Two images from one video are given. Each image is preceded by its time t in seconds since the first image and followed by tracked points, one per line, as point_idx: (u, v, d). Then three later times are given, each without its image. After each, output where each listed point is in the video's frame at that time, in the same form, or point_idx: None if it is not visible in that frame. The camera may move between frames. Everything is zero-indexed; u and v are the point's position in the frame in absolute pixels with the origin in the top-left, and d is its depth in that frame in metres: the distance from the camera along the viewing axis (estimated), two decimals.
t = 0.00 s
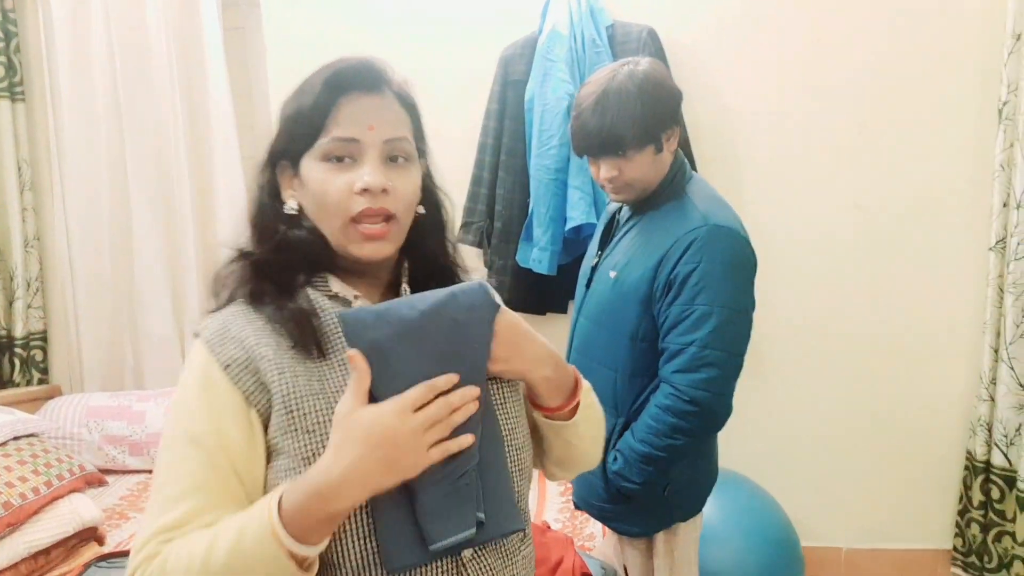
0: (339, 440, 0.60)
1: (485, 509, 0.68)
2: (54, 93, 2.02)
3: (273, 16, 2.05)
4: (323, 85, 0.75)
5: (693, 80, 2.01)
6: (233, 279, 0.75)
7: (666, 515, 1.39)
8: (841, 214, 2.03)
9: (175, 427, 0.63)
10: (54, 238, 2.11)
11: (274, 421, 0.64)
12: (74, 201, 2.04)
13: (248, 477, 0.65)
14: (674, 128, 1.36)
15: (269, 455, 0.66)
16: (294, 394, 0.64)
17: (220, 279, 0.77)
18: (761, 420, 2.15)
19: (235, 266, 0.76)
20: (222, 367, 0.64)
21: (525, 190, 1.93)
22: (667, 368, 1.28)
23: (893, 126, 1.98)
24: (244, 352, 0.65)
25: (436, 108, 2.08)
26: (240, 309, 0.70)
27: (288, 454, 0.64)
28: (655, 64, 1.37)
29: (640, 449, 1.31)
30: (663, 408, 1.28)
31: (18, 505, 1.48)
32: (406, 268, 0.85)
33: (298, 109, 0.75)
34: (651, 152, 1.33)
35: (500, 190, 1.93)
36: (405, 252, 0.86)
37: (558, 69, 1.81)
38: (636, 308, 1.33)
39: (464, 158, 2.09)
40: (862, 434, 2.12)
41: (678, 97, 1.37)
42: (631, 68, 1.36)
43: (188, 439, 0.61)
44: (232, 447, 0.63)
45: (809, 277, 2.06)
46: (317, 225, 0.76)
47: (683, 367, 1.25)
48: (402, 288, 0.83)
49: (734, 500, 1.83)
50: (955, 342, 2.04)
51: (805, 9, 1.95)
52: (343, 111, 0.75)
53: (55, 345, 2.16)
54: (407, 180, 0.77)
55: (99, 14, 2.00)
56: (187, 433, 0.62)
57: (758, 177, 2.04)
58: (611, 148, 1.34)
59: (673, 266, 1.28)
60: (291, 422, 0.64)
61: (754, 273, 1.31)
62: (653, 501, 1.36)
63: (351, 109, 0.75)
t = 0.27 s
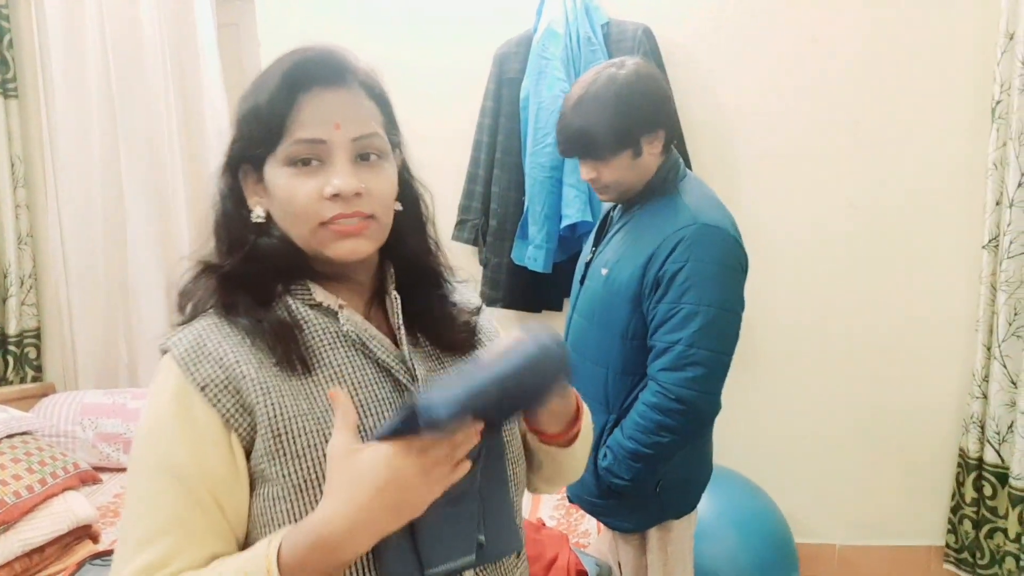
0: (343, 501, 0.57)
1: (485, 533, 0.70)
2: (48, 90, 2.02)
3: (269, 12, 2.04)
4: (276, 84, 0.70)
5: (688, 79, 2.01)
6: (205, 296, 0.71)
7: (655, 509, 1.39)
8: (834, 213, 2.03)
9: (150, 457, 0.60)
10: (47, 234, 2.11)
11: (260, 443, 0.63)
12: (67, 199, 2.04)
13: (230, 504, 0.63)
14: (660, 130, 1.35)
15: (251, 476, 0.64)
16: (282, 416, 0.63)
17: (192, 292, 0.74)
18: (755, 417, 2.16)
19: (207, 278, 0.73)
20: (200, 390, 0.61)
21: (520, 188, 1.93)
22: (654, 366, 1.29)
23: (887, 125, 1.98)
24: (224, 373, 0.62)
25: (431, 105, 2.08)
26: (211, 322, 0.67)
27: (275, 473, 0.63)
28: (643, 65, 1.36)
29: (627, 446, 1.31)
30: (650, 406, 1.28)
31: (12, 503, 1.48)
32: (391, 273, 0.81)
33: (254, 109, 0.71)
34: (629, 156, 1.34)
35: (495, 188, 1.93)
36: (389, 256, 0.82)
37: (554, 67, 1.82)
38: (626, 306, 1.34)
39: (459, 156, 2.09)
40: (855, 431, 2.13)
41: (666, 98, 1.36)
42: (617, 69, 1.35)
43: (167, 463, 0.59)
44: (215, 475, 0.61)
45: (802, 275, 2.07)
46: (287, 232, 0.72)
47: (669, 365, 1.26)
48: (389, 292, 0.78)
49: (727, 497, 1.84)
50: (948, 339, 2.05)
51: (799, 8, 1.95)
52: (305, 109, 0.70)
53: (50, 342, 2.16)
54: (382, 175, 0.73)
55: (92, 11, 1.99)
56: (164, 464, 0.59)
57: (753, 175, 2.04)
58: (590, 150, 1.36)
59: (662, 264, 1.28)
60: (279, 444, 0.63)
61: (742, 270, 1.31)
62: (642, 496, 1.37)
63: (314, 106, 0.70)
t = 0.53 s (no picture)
0: (364, 537, 0.54)
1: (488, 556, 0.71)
2: (44, 89, 2.01)
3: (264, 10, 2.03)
4: (257, 87, 0.67)
5: (684, 76, 2.02)
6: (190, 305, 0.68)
7: (653, 505, 1.39)
8: (831, 208, 2.04)
9: (143, 476, 0.59)
10: (44, 235, 2.11)
11: (258, 458, 0.63)
12: (63, 199, 2.03)
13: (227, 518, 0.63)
14: (638, 131, 1.35)
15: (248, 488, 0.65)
16: (280, 431, 0.63)
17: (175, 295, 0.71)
18: (752, 413, 2.17)
19: (192, 284, 0.70)
20: (193, 406, 0.61)
21: (517, 185, 1.93)
22: (638, 364, 1.30)
23: (883, 120, 1.99)
24: (219, 387, 0.62)
25: (427, 103, 2.08)
26: (202, 330, 0.66)
27: (274, 486, 0.63)
28: (622, 65, 1.36)
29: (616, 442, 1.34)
30: (635, 404, 1.30)
31: (11, 503, 1.48)
32: (388, 274, 0.81)
33: (233, 113, 0.67)
34: (603, 157, 1.37)
35: (493, 185, 1.94)
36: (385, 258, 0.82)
37: (551, 63, 1.82)
38: (615, 304, 1.35)
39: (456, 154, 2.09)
40: (853, 427, 2.14)
41: (650, 97, 1.35)
42: (595, 71, 1.36)
43: (161, 483, 0.59)
44: (211, 491, 0.61)
45: (800, 271, 2.07)
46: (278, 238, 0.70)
47: (651, 363, 1.28)
48: (388, 296, 0.79)
49: (726, 493, 1.84)
50: (945, 334, 2.05)
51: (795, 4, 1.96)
52: (292, 111, 0.67)
53: (47, 342, 2.16)
54: (376, 176, 0.72)
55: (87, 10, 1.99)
56: (159, 483, 0.59)
57: (750, 172, 2.04)
58: (562, 146, 1.40)
59: (646, 262, 1.29)
60: (278, 459, 0.63)
61: (731, 269, 1.31)
62: (635, 492, 1.38)
63: (300, 108, 0.68)
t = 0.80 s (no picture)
0: (426, 523, 0.55)
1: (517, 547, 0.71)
2: (39, 90, 2.01)
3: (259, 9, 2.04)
4: (327, 87, 0.62)
5: (680, 72, 2.01)
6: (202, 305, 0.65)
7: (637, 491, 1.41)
8: (828, 203, 2.04)
9: (177, 480, 0.56)
10: (40, 235, 2.10)
11: (284, 450, 0.61)
12: (59, 200, 2.03)
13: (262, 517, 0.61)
14: (630, 125, 1.36)
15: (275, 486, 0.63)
16: (304, 422, 0.62)
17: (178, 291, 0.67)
18: (751, 409, 2.16)
19: (199, 279, 0.66)
20: (214, 403, 0.59)
21: (514, 182, 1.93)
22: (628, 351, 1.32)
23: (880, 115, 1.99)
24: (238, 383, 0.60)
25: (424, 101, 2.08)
26: (208, 333, 0.64)
27: (302, 478, 0.62)
28: (618, 61, 1.37)
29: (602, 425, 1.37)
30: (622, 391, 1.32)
31: (11, 503, 1.47)
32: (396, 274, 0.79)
33: (291, 103, 0.62)
34: (597, 148, 1.41)
35: (490, 182, 1.93)
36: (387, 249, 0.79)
37: (546, 61, 1.82)
38: (609, 292, 1.36)
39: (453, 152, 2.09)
40: (851, 421, 2.14)
41: (648, 94, 1.35)
42: (590, 67, 1.38)
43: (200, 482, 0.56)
44: (246, 487, 0.59)
45: (797, 266, 2.08)
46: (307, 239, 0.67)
47: (640, 351, 1.30)
48: (393, 290, 0.76)
49: (726, 488, 1.85)
50: (941, 328, 2.06)
51: None
52: (368, 124, 0.63)
53: (44, 343, 2.16)
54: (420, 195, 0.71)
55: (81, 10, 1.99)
56: (196, 484, 0.56)
57: (746, 167, 2.04)
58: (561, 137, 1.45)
59: (640, 251, 1.31)
60: (304, 450, 0.62)
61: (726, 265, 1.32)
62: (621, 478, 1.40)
63: (384, 129, 0.64)
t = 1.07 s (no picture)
0: (457, 504, 0.58)
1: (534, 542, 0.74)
2: (40, 92, 2.01)
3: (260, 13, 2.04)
4: (348, 86, 0.66)
5: (681, 74, 2.01)
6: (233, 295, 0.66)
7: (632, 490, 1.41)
8: (829, 206, 2.04)
9: (214, 466, 0.57)
10: (41, 238, 2.10)
11: (313, 436, 0.63)
12: (60, 203, 2.03)
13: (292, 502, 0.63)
14: (615, 116, 1.42)
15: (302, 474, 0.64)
16: (333, 407, 0.64)
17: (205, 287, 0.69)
18: (752, 412, 2.16)
19: (226, 273, 0.68)
20: (247, 392, 0.61)
21: (515, 185, 1.93)
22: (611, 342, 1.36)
23: (881, 118, 1.99)
24: (268, 373, 0.62)
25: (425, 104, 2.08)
26: (234, 329, 0.65)
27: (329, 463, 0.64)
28: (615, 60, 1.43)
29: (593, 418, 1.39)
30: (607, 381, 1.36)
31: (11, 506, 1.47)
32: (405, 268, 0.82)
33: (313, 100, 0.66)
34: (588, 140, 1.47)
35: (491, 185, 1.93)
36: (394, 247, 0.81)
37: (547, 64, 1.82)
38: (596, 286, 1.41)
39: (454, 154, 2.09)
40: (853, 424, 2.14)
41: (636, 91, 1.41)
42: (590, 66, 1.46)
43: (236, 467, 0.58)
44: (279, 471, 0.61)
45: (798, 269, 2.07)
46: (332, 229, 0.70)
47: (621, 341, 1.34)
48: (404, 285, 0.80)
49: (726, 491, 1.85)
50: (943, 331, 2.06)
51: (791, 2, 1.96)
52: (387, 116, 0.66)
53: (46, 346, 2.16)
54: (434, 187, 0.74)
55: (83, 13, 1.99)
56: (233, 468, 0.58)
57: (748, 170, 2.04)
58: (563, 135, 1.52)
59: (621, 244, 1.36)
60: (333, 435, 0.64)
61: (707, 257, 1.36)
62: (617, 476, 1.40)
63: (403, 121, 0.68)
